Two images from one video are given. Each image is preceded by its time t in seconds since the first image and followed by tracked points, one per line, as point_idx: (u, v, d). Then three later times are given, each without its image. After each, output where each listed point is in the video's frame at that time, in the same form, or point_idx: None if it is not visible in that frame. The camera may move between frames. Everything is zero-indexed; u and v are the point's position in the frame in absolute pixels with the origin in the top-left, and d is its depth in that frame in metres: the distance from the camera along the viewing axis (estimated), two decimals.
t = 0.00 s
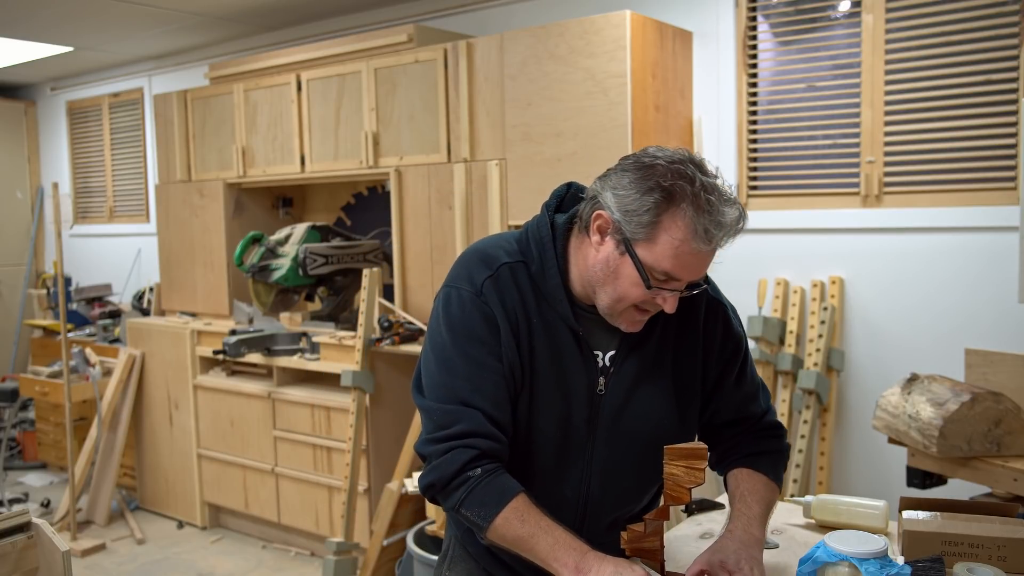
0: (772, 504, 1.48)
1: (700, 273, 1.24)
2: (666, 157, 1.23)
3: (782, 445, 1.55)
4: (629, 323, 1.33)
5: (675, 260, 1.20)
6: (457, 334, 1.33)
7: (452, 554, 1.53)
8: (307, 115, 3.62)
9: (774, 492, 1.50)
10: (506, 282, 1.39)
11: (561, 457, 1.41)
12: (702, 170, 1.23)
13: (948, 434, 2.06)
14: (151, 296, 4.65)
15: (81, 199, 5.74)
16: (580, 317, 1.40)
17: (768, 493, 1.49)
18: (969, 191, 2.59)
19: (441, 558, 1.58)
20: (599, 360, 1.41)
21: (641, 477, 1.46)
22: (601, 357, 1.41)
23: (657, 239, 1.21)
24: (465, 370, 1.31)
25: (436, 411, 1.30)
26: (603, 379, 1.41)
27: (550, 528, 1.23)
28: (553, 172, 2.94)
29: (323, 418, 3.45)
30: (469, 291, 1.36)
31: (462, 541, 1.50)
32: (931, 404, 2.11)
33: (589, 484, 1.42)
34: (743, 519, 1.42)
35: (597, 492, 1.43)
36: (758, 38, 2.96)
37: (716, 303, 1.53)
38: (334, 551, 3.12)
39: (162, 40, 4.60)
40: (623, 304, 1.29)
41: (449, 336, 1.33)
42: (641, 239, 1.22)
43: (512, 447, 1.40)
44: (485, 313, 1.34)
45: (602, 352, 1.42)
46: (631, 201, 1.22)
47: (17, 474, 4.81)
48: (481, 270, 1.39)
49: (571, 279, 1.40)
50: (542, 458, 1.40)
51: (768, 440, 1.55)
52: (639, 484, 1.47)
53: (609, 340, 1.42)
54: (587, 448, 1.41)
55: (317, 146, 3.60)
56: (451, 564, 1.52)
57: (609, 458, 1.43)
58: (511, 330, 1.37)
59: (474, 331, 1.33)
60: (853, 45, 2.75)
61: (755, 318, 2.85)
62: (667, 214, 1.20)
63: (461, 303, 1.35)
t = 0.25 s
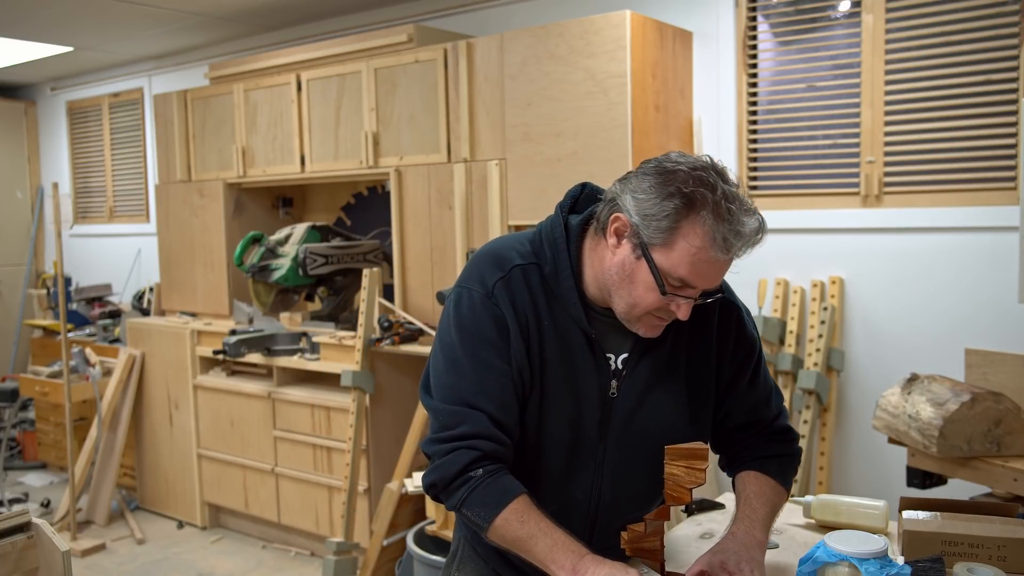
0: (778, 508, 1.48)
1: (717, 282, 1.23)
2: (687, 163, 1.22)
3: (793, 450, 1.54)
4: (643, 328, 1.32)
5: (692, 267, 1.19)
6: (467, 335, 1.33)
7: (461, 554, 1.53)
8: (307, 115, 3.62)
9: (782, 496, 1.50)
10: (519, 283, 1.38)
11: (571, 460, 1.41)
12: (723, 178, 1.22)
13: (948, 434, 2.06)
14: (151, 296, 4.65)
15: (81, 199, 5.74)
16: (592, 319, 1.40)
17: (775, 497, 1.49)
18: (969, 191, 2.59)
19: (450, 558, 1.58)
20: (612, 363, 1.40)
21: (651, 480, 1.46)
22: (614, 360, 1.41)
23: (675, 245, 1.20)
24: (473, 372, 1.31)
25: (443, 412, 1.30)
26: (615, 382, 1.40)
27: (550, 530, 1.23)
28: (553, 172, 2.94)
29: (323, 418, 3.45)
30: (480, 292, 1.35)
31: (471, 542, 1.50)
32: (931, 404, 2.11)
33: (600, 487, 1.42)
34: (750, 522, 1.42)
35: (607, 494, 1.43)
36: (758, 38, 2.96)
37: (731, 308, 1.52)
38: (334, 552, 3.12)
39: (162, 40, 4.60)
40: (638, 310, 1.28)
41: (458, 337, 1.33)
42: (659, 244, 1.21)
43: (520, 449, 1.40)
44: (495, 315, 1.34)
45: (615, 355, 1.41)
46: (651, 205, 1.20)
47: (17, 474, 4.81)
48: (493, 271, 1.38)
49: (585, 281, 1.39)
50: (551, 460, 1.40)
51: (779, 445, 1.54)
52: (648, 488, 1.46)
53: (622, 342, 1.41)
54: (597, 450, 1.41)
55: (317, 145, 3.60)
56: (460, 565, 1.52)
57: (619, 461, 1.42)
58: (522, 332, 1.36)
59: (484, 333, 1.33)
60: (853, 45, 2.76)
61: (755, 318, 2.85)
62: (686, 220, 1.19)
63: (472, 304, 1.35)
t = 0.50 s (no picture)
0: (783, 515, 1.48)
1: (731, 293, 1.22)
2: (711, 172, 1.20)
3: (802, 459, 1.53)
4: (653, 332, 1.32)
5: (709, 278, 1.19)
6: (477, 331, 1.33)
7: (470, 554, 1.53)
8: (307, 115, 3.62)
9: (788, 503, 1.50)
10: (532, 281, 1.38)
11: (580, 461, 1.40)
12: (746, 190, 1.21)
13: (948, 434, 2.06)
14: (151, 296, 4.65)
15: (81, 199, 5.74)
16: (605, 319, 1.39)
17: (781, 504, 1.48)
18: (969, 191, 2.59)
19: (458, 559, 1.58)
20: (625, 365, 1.39)
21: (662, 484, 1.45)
22: (627, 362, 1.40)
23: (693, 254, 1.19)
24: (483, 368, 1.31)
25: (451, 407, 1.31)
26: (627, 383, 1.39)
27: (552, 531, 1.22)
28: (552, 172, 2.94)
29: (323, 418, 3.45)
30: (493, 288, 1.36)
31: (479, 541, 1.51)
32: (931, 404, 2.11)
33: (609, 490, 1.41)
34: (753, 527, 1.42)
35: (617, 497, 1.42)
36: (758, 38, 2.96)
37: (746, 312, 1.52)
38: (334, 552, 3.12)
39: (162, 40, 4.60)
40: (650, 313, 1.28)
41: (469, 333, 1.34)
42: (676, 252, 1.20)
43: (529, 448, 1.40)
44: (507, 312, 1.34)
45: (628, 356, 1.40)
46: (672, 212, 1.19)
47: (17, 474, 4.81)
48: (507, 268, 1.38)
49: (599, 280, 1.39)
50: (561, 461, 1.39)
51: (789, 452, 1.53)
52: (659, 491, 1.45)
53: (636, 343, 1.40)
54: (608, 453, 1.40)
55: (317, 145, 3.60)
56: (467, 565, 1.52)
57: (629, 463, 1.41)
58: (533, 330, 1.36)
59: (495, 330, 1.33)
60: (852, 45, 2.75)
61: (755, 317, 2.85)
62: (706, 230, 1.18)
63: (485, 301, 1.35)
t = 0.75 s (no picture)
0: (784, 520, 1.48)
1: (742, 293, 1.22)
2: (724, 173, 1.20)
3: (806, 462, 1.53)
4: (663, 331, 1.31)
5: (720, 277, 1.18)
6: (484, 323, 1.33)
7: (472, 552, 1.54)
8: (307, 115, 3.62)
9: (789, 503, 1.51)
10: (543, 275, 1.38)
11: (585, 457, 1.40)
12: (757, 191, 1.21)
13: (948, 434, 2.06)
14: (151, 296, 4.65)
15: (81, 199, 5.74)
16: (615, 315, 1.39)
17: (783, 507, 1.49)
18: (969, 191, 2.59)
19: (459, 557, 1.58)
20: (632, 362, 1.40)
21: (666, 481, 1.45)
22: (634, 359, 1.40)
23: (704, 254, 1.19)
24: (486, 359, 1.31)
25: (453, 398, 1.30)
26: (634, 381, 1.40)
27: (538, 517, 1.24)
28: (552, 172, 2.94)
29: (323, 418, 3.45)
30: (503, 282, 1.35)
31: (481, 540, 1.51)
32: (931, 404, 2.11)
33: (612, 486, 1.42)
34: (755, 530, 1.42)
35: (620, 494, 1.42)
36: (758, 38, 2.96)
37: (756, 313, 1.51)
38: (334, 551, 3.12)
39: (162, 40, 4.60)
40: (660, 312, 1.27)
41: (476, 324, 1.33)
42: (688, 250, 1.20)
43: (529, 442, 1.40)
44: (515, 306, 1.34)
45: (636, 354, 1.40)
46: (683, 212, 1.19)
47: (17, 474, 4.81)
48: (517, 262, 1.38)
49: (609, 277, 1.38)
50: (564, 457, 1.40)
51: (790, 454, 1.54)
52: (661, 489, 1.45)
53: (644, 341, 1.40)
54: (613, 450, 1.41)
55: (317, 145, 3.60)
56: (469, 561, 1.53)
57: (633, 461, 1.41)
58: (540, 324, 1.36)
59: (502, 323, 1.33)
60: (853, 45, 2.75)
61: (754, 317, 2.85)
62: (718, 230, 1.17)
63: (494, 293, 1.35)
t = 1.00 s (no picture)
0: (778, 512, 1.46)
1: (737, 262, 1.22)
2: (711, 145, 1.23)
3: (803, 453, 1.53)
4: (661, 309, 1.31)
5: (712, 242, 1.18)
6: (474, 305, 1.36)
7: (469, 550, 1.54)
8: (307, 115, 3.62)
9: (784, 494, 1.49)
10: (536, 259, 1.40)
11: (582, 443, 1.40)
12: (745, 161, 1.22)
13: (948, 434, 2.06)
14: (151, 296, 4.65)
15: (81, 199, 5.74)
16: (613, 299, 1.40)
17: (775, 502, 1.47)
18: (969, 191, 2.59)
19: (457, 557, 1.57)
20: (630, 347, 1.40)
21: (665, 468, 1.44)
22: (632, 344, 1.40)
23: (694, 220, 1.19)
24: (472, 340, 1.34)
25: (439, 376, 1.33)
26: (632, 365, 1.39)
27: (507, 490, 1.23)
28: (552, 172, 2.94)
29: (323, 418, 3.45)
30: (495, 264, 1.38)
31: (479, 537, 1.52)
32: (931, 404, 2.11)
33: (612, 473, 1.41)
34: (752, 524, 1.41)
35: (619, 479, 1.41)
36: (758, 38, 2.95)
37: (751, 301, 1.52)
38: (334, 552, 3.12)
39: (162, 40, 4.60)
40: (655, 287, 1.27)
41: (468, 305, 1.36)
42: (679, 219, 1.21)
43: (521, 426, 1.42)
44: (506, 288, 1.36)
45: (633, 338, 1.41)
46: (672, 181, 1.21)
47: (17, 474, 4.81)
48: (511, 247, 1.40)
49: (607, 263, 1.40)
50: (561, 443, 1.40)
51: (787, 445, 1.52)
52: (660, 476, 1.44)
53: (641, 326, 1.41)
54: (612, 435, 1.40)
55: (317, 146, 3.60)
56: (467, 561, 1.53)
57: (632, 447, 1.41)
58: (532, 307, 1.38)
59: (491, 304, 1.35)
60: (853, 45, 2.75)
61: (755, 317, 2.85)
62: (706, 195, 1.19)
63: (487, 276, 1.38)
